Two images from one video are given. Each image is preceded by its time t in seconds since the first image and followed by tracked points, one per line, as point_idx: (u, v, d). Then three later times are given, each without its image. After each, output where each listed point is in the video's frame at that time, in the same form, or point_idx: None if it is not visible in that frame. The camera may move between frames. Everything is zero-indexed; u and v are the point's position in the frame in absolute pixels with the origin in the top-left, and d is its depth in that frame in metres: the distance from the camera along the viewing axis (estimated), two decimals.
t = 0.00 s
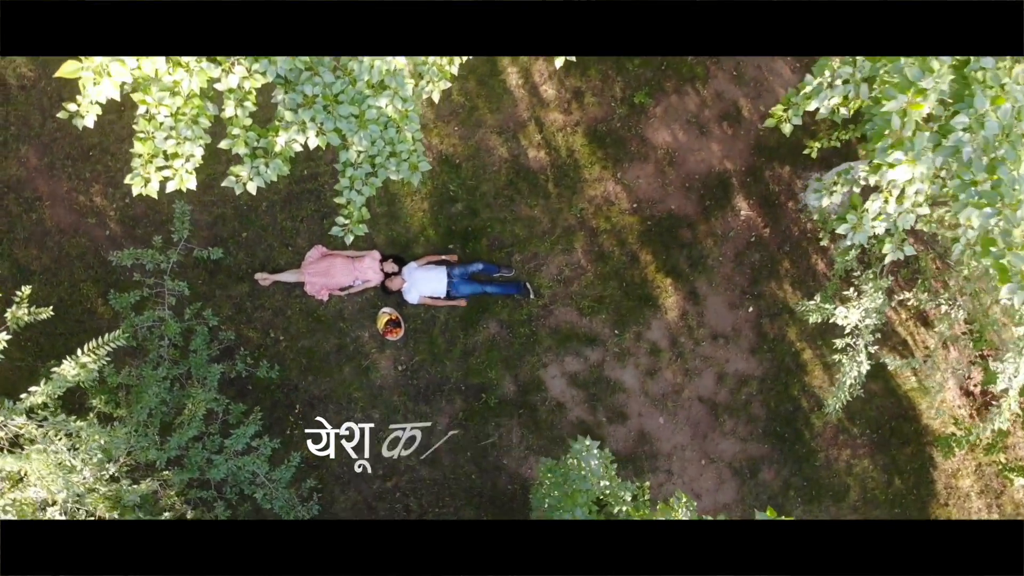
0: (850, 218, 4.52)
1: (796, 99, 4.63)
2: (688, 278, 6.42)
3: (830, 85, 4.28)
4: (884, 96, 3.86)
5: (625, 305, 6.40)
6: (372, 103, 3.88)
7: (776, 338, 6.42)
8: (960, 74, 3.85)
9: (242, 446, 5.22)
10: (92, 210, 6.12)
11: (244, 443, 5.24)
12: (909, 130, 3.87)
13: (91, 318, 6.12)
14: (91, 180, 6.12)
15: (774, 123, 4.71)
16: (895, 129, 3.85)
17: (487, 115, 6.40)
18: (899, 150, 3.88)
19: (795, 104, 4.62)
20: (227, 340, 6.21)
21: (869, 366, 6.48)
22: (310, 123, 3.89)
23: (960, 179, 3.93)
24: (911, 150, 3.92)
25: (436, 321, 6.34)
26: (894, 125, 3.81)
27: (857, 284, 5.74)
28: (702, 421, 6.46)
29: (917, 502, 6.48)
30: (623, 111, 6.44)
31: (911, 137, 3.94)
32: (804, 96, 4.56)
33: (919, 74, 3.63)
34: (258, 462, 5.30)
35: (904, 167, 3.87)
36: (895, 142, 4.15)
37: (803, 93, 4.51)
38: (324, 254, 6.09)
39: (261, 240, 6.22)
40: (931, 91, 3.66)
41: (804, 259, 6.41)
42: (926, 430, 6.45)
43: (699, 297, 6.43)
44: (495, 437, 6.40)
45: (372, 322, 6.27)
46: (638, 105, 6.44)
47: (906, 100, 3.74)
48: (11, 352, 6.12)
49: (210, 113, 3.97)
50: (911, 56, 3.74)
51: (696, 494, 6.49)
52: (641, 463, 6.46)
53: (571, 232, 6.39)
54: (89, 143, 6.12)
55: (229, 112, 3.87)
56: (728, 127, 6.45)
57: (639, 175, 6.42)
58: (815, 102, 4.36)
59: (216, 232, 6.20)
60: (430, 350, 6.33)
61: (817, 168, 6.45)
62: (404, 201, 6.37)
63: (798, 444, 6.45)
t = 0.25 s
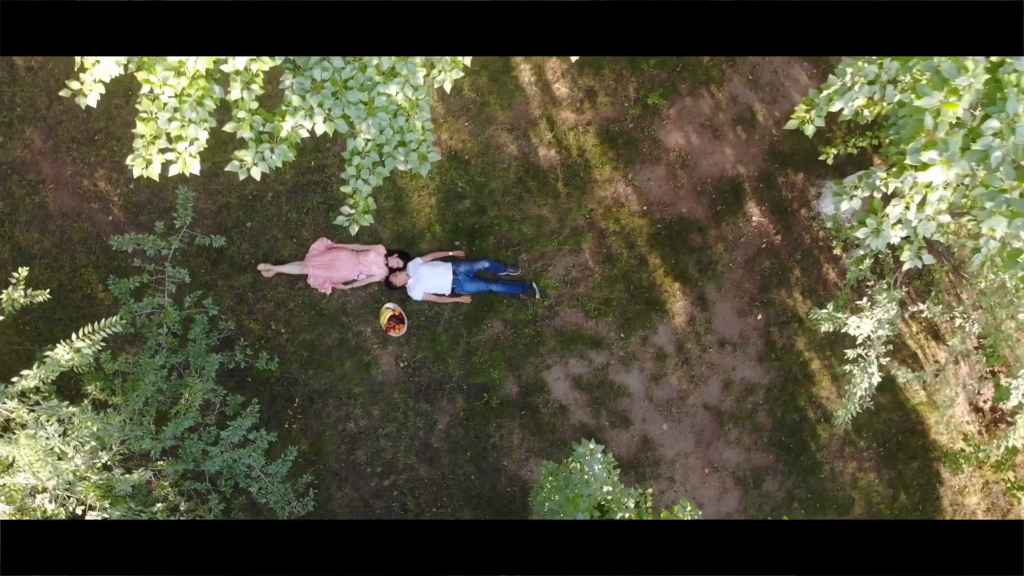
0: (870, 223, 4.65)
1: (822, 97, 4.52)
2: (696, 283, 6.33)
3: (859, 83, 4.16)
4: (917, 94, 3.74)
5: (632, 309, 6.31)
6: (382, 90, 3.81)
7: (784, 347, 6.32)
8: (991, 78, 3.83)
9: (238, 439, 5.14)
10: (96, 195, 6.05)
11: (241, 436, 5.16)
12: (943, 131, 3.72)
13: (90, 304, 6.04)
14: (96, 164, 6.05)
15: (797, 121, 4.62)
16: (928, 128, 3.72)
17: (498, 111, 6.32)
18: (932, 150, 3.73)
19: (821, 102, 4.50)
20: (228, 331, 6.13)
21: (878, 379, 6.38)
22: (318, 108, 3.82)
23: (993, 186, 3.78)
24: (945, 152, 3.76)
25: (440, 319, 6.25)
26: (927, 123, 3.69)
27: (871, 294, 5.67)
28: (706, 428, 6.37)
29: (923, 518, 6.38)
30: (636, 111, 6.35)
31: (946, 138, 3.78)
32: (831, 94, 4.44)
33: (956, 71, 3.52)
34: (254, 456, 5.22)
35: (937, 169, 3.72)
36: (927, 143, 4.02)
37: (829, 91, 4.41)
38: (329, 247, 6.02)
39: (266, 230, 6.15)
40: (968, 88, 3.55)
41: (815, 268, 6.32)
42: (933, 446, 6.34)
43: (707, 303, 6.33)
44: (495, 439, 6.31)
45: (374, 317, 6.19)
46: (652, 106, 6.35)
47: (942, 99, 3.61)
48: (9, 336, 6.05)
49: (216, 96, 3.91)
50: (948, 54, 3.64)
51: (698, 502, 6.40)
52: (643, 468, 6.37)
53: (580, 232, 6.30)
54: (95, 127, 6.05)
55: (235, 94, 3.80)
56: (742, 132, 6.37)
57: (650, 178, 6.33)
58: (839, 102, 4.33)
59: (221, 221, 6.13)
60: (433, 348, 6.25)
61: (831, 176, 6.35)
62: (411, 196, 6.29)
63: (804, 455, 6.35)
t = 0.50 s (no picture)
0: (892, 229, 4.48)
1: (847, 98, 4.45)
2: (706, 288, 6.23)
3: (886, 83, 4.09)
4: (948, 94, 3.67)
5: (639, 312, 6.22)
6: (393, 77, 3.75)
7: (793, 357, 6.23)
8: None
9: (236, 431, 5.06)
10: (101, 179, 5.98)
11: (238, 428, 5.08)
12: (973, 133, 3.66)
13: (91, 290, 5.97)
14: (102, 149, 5.98)
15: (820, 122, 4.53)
16: (959, 130, 3.66)
17: (510, 108, 6.24)
18: (963, 152, 3.66)
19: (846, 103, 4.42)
20: (230, 322, 6.05)
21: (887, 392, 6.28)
22: (327, 93, 3.75)
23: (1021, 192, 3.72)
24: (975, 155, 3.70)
25: (445, 316, 6.16)
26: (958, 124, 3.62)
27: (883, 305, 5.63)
28: (711, 436, 6.27)
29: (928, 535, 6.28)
30: (650, 112, 6.26)
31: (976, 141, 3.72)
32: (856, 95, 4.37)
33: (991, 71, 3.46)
34: (252, 449, 5.14)
35: (968, 172, 3.65)
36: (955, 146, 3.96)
37: (854, 92, 4.33)
38: (334, 240, 5.94)
39: (271, 221, 6.07)
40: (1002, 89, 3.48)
41: (826, 276, 6.22)
42: (941, 461, 6.24)
43: (716, 309, 6.24)
44: (497, 440, 6.22)
45: (378, 313, 6.11)
46: (666, 108, 6.26)
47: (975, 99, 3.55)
48: (9, 320, 5.98)
49: (223, 78, 3.84)
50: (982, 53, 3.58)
51: (700, 511, 6.30)
52: (645, 475, 6.27)
53: (589, 233, 6.21)
54: (102, 111, 5.98)
55: (242, 76, 3.73)
56: (757, 137, 6.28)
57: (662, 180, 6.24)
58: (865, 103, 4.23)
59: (226, 210, 6.05)
60: (436, 345, 6.16)
61: (846, 184, 6.26)
62: (419, 192, 6.20)
63: (809, 467, 6.26)
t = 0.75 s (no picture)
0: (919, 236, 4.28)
1: (875, 98, 4.38)
2: (715, 294, 6.13)
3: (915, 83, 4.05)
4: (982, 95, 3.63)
5: (647, 316, 6.13)
6: (405, 63, 3.69)
7: (802, 366, 6.12)
8: None
9: (233, 423, 4.98)
10: (106, 165, 5.91)
11: (235, 420, 5.00)
12: (1006, 137, 3.64)
13: (93, 276, 5.89)
14: (108, 134, 5.91)
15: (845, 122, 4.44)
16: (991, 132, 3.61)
17: (523, 106, 6.15)
18: (995, 157, 3.63)
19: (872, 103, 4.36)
20: (232, 312, 5.98)
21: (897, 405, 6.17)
22: (337, 77, 3.69)
23: None
24: (1008, 159, 3.67)
25: (449, 314, 6.07)
26: (991, 126, 3.58)
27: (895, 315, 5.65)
28: (716, 444, 6.17)
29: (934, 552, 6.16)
30: (664, 114, 6.17)
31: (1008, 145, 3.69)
32: (883, 96, 4.30)
33: None
34: (248, 442, 5.06)
35: (999, 177, 3.61)
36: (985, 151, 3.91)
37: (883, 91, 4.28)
38: (340, 233, 5.86)
39: (277, 212, 5.99)
40: None
41: (838, 286, 6.12)
42: (949, 478, 6.12)
43: (725, 315, 6.14)
44: (498, 442, 6.12)
45: (382, 308, 6.02)
46: (681, 110, 6.17)
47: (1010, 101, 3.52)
48: (9, 303, 5.91)
49: (228, 59, 3.77)
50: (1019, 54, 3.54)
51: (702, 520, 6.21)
52: (648, 482, 6.18)
53: (598, 235, 6.12)
54: (110, 96, 5.91)
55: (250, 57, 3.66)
56: (772, 142, 6.18)
57: (675, 183, 6.15)
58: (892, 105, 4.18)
59: (232, 199, 5.98)
60: (440, 343, 6.07)
61: (861, 193, 6.15)
62: (428, 187, 6.11)
63: (815, 479, 6.16)
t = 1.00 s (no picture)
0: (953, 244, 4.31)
1: (910, 98, 4.34)
2: (727, 300, 6.02)
3: (954, 86, 4.06)
4: None
5: (657, 320, 6.01)
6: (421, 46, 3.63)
7: (813, 378, 6.01)
8: None
9: (230, 413, 4.88)
10: (113, 146, 5.82)
11: (232, 410, 4.91)
12: None
13: (95, 259, 5.80)
14: (116, 115, 5.83)
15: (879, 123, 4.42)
16: None
17: (538, 102, 6.04)
18: None
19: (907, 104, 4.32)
20: (235, 301, 5.88)
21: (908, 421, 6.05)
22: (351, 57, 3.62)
23: None
24: None
25: (455, 311, 5.97)
26: None
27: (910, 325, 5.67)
28: (722, 454, 6.05)
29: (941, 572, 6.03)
30: (681, 115, 6.06)
31: None
32: (919, 97, 4.28)
33: None
34: (245, 433, 4.96)
35: None
36: None
37: (919, 93, 4.26)
38: (348, 225, 5.77)
39: (284, 201, 5.89)
40: None
41: (853, 297, 6.01)
42: (960, 498, 5.98)
43: (737, 323, 6.02)
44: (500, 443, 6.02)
45: (388, 302, 5.92)
46: (698, 112, 6.06)
47: None
48: (8, 283, 5.81)
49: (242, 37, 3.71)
50: None
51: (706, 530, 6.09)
52: (652, 489, 6.06)
53: (610, 236, 6.01)
54: (120, 77, 5.84)
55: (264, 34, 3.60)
56: (790, 148, 6.07)
57: (690, 186, 6.03)
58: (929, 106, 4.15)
59: (239, 186, 5.89)
60: (445, 340, 5.97)
61: (879, 203, 6.04)
62: (438, 181, 5.99)
63: (822, 493, 6.03)
